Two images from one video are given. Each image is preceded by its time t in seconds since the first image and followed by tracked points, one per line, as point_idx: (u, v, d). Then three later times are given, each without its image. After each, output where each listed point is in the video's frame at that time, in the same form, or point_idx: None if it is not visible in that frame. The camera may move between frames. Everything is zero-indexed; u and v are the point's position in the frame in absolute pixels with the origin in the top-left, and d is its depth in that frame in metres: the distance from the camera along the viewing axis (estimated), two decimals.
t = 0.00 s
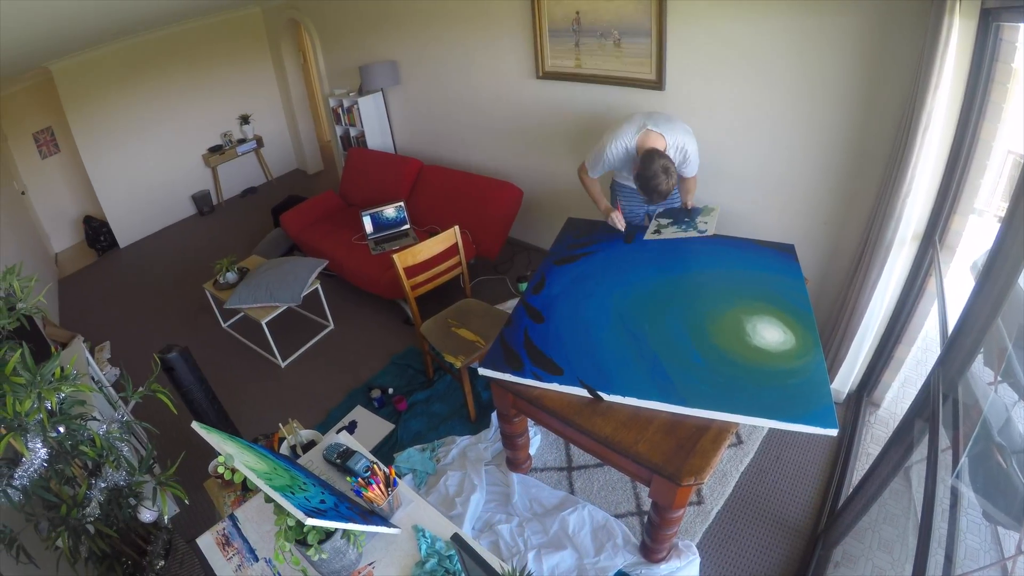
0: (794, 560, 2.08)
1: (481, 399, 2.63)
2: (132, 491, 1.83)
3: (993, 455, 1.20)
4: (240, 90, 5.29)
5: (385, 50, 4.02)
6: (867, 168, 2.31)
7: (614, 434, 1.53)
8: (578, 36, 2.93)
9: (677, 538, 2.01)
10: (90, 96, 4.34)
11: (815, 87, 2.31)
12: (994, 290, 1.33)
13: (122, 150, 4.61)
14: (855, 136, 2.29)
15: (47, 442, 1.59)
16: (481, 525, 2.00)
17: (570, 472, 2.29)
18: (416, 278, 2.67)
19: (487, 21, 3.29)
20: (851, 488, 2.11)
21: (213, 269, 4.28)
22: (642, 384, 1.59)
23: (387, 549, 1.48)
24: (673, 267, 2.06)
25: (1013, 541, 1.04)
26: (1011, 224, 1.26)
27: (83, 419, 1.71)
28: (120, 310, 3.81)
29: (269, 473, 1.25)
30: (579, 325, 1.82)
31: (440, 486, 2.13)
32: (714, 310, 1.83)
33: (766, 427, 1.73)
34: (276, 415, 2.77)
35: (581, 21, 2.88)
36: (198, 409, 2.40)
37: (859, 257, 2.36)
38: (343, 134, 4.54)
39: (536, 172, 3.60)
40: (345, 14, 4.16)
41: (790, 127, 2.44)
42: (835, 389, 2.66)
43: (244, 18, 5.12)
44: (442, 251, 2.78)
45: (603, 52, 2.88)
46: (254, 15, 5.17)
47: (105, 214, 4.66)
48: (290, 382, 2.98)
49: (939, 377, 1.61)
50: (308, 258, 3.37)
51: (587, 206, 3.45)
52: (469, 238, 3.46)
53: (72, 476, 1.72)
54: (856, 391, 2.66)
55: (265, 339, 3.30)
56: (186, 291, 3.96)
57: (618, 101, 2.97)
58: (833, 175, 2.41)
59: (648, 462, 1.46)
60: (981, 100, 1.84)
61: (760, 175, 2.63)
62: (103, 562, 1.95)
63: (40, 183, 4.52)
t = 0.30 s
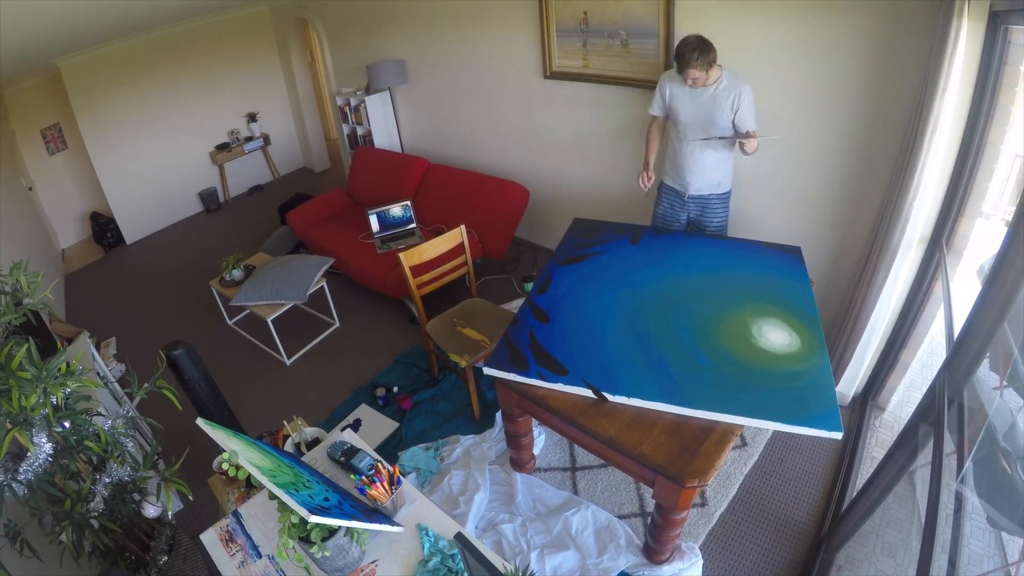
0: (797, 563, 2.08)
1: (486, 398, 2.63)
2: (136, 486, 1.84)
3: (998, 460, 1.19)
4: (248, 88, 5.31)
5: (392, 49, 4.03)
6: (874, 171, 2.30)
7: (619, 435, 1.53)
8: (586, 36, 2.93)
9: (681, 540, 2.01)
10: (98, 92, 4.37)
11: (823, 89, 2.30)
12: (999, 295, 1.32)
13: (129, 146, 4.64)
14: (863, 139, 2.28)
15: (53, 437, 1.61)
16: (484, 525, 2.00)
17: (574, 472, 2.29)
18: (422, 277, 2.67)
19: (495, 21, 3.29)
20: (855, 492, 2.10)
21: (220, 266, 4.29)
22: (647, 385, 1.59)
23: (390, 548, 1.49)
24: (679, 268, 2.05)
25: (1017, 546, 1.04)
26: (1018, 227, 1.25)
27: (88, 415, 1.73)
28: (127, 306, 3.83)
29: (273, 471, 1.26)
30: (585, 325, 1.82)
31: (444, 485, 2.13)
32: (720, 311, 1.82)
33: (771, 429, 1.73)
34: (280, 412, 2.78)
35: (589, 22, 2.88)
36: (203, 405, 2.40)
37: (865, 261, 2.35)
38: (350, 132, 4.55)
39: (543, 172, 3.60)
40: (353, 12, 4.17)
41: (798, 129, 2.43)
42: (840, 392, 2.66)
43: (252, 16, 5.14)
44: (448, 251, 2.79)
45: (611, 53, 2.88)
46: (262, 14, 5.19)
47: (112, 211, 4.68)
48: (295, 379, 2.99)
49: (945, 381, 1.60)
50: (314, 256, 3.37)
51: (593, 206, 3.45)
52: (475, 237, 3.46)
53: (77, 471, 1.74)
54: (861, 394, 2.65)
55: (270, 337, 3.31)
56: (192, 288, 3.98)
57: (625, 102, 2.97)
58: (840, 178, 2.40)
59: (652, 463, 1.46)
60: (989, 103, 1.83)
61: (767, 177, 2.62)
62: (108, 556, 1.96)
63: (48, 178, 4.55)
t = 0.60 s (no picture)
0: (800, 565, 2.07)
1: (490, 398, 2.63)
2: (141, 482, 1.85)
3: (1002, 466, 1.18)
4: (255, 86, 5.32)
5: (400, 48, 4.04)
6: (881, 173, 2.29)
7: (623, 435, 1.53)
8: (594, 36, 2.93)
9: (684, 541, 2.00)
10: (106, 89, 4.39)
11: (830, 91, 2.29)
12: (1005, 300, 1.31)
13: (136, 143, 4.66)
14: (871, 141, 2.27)
15: (58, 432, 1.60)
16: (487, 524, 2.00)
17: (578, 473, 2.29)
18: (428, 276, 2.67)
19: (503, 20, 3.29)
20: (859, 495, 2.10)
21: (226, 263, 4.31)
22: (651, 385, 1.58)
23: (393, 546, 1.49)
24: (685, 270, 2.05)
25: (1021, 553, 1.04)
26: None
27: (94, 410, 1.73)
28: (134, 302, 3.85)
29: (277, 468, 1.26)
30: (591, 326, 1.82)
31: (448, 483, 2.14)
32: (726, 313, 1.82)
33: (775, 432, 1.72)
34: (285, 409, 2.79)
35: (597, 22, 2.88)
36: (208, 402, 2.41)
37: (872, 264, 2.35)
38: (357, 131, 4.56)
39: (549, 172, 3.60)
40: (361, 11, 4.18)
41: (805, 130, 2.43)
42: (845, 395, 2.65)
43: (261, 14, 5.15)
44: (454, 250, 2.79)
45: (618, 53, 2.88)
46: (270, 12, 5.20)
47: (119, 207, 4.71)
48: (300, 377, 3.00)
49: (951, 386, 1.59)
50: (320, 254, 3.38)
51: (600, 207, 3.44)
52: (482, 237, 3.46)
53: (83, 466, 1.75)
54: (866, 397, 2.64)
55: (276, 334, 3.32)
56: (199, 285, 4.00)
57: (632, 103, 2.97)
58: (848, 180, 2.39)
59: (656, 465, 1.46)
60: (997, 107, 1.82)
61: (774, 179, 2.61)
62: (111, 551, 1.98)
63: (56, 175, 4.58)
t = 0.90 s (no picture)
0: (803, 568, 2.07)
1: (495, 397, 2.63)
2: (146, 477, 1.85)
3: (1006, 472, 1.17)
4: (262, 84, 5.34)
5: (407, 47, 4.04)
6: (888, 176, 2.28)
7: (627, 436, 1.53)
8: (601, 37, 2.93)
9: (687, 543, 2.00)
10: (113, 86, 4.41)
11: (838, 93, 2.28)
12: (1012, 304, 1.29)
13: (143, 141, 4.68)
14: (878, 144, 2.26)
15: (63, 427, 1.61)
16: (491, 524, 2.00)
17: (581, 473, 2.29)
18: (434, 275, 2.68)
19: (511, 20, 3.29)
20: (863, 499, 2.09)
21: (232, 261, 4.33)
22: (656, 387, 1.58)
23: (396, 545, 1.49)
24: (691, 271, 2.05)
25: None
26: None
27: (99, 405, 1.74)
28: (140, 298, 3.87)
29: (281, 465, 1.26)
30: (596, 326, 1.81)
31: (451, 483, 2.14)
32: (731, 315, 1.81)
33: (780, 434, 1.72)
34: (289, 407, 2.79)
35: (604, 22, 2.88)
36: (212, 399, 2.42)
37: (878, 266, 2.34)
38: (364, 129, 4.57)
39: (556, 172, 3.60)
40: (368, 10, 4.18)
41: (812, 132, 2.42)
42: (850, 398, 2.64)
43: (269, 12, 5.16)
44: (460, 250, 2.78)
45: (625, 54, 2.88)
46: (278, 10, 5.21)
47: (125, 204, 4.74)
48: (305, 375, 3.01)
49: (956, 390, 1.59)
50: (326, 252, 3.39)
51: (606, 208, 3.44)
52: (488, 236, 3.47)
53: (87, 461, 1.76)
54: (872, 401, 2.63)
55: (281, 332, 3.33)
56: (205, 282, 4.01)
57: (639, 103, 2.97)
58: (855, 182, 2.38)
59: (660, 466, 1.46)
60: (1005, 110, 1.81)
61: (781, 181, 2.61)
62: (115, 546, 1.99)
63: (62, 171, 4.61)
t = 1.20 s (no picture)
0: (807, 571, 2.06)
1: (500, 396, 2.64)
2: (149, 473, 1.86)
3: (1010, 477, 1.17)
4: (270, 82, 5.35)
5: (415, 46, 4.05)
6: (895, 179, 2.28)
7: (632, 438, 1.53)
8: (608, 37, 2.93)
9: (690, 545, 2.00)
10: (121, 83, 4.43)
11: (846, 95, 2.27)
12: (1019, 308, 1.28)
13: (150, 138, 4.70)
14: (885, 147, 2.25)
15: (68, 423, 1.61)
16: (494, 523, 2.01)
17: (585, 474, 2.29)
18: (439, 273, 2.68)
19: (519, 20, 3.30)
20: (867, 503, 2.08)
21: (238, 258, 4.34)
22: (661, 388, 1.58)
23: (400, 543, 1.49)
24: (697, 273, 2.04)
25: None
26: None
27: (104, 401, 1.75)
28: (147, 294, 3.89)
29: (286, 462, 1.27)
30: (602, 327, 1.81)
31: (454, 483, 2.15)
32: (737, 317, 1.81)
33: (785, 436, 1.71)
34: (293, 405, 2.80)
35: (612, 23, 2.88)
36: (217, 396, 2.43)
37: (884, 270, 2.33)
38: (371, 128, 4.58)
39: (563, 172, 3.60)
40: (376, 9, 4.19)
41: (819, 135, 2.41)
42: (855, 402, 2.63)
43: (277, 10, 5.18)
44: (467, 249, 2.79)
45: (633, 54, 2.87)
46: (285, 9, 5.22)
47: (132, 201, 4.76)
48: (309, 372, 3.01)
49: (961, 395, 1.58)
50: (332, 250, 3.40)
51: (613, 208, 3.43)
52: (494, 236, 3.47)
53: (92, 456, 1.77)
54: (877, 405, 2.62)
55: (286, 329, 3.34)
56: (211, 279, 4.03)
57: (646, 104, 2.96)
58: (862, 185, 2.37)
59: (665, 468, 1.46)
60: (1012, 114, 1.80)
61: (787, 183, 2.60)
62: (118, 541, 2.00)
63: (70, 167, 4.64)
